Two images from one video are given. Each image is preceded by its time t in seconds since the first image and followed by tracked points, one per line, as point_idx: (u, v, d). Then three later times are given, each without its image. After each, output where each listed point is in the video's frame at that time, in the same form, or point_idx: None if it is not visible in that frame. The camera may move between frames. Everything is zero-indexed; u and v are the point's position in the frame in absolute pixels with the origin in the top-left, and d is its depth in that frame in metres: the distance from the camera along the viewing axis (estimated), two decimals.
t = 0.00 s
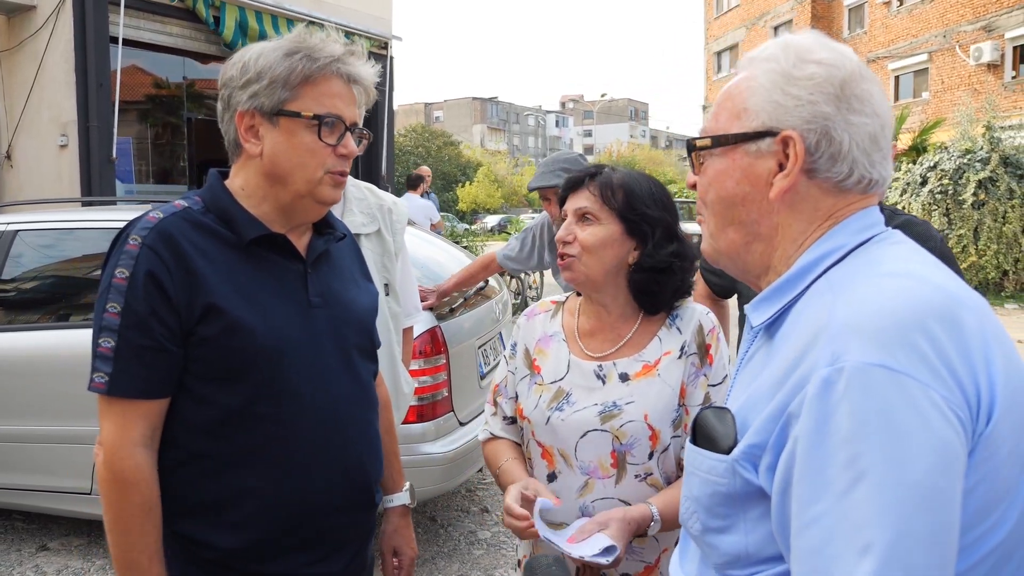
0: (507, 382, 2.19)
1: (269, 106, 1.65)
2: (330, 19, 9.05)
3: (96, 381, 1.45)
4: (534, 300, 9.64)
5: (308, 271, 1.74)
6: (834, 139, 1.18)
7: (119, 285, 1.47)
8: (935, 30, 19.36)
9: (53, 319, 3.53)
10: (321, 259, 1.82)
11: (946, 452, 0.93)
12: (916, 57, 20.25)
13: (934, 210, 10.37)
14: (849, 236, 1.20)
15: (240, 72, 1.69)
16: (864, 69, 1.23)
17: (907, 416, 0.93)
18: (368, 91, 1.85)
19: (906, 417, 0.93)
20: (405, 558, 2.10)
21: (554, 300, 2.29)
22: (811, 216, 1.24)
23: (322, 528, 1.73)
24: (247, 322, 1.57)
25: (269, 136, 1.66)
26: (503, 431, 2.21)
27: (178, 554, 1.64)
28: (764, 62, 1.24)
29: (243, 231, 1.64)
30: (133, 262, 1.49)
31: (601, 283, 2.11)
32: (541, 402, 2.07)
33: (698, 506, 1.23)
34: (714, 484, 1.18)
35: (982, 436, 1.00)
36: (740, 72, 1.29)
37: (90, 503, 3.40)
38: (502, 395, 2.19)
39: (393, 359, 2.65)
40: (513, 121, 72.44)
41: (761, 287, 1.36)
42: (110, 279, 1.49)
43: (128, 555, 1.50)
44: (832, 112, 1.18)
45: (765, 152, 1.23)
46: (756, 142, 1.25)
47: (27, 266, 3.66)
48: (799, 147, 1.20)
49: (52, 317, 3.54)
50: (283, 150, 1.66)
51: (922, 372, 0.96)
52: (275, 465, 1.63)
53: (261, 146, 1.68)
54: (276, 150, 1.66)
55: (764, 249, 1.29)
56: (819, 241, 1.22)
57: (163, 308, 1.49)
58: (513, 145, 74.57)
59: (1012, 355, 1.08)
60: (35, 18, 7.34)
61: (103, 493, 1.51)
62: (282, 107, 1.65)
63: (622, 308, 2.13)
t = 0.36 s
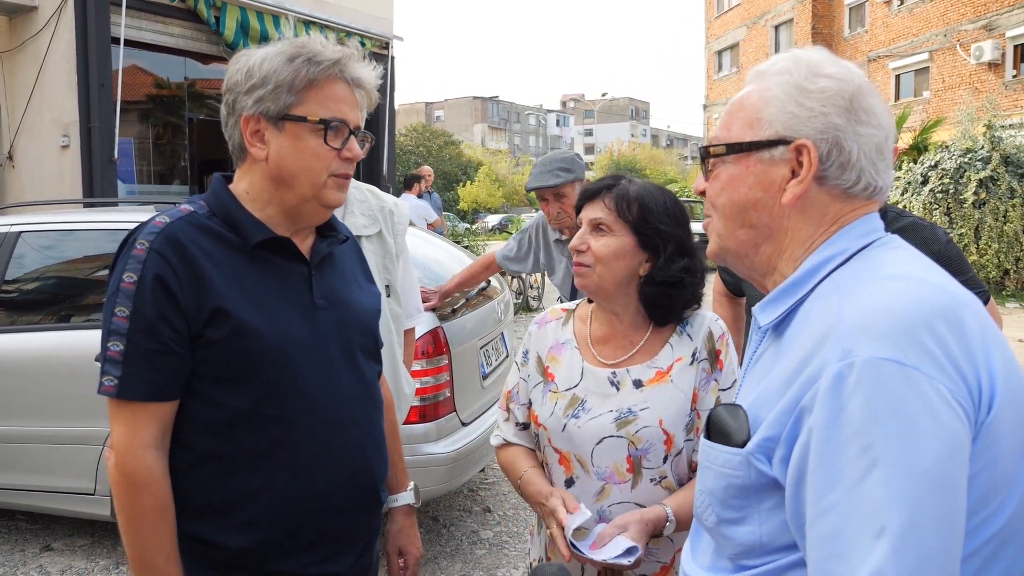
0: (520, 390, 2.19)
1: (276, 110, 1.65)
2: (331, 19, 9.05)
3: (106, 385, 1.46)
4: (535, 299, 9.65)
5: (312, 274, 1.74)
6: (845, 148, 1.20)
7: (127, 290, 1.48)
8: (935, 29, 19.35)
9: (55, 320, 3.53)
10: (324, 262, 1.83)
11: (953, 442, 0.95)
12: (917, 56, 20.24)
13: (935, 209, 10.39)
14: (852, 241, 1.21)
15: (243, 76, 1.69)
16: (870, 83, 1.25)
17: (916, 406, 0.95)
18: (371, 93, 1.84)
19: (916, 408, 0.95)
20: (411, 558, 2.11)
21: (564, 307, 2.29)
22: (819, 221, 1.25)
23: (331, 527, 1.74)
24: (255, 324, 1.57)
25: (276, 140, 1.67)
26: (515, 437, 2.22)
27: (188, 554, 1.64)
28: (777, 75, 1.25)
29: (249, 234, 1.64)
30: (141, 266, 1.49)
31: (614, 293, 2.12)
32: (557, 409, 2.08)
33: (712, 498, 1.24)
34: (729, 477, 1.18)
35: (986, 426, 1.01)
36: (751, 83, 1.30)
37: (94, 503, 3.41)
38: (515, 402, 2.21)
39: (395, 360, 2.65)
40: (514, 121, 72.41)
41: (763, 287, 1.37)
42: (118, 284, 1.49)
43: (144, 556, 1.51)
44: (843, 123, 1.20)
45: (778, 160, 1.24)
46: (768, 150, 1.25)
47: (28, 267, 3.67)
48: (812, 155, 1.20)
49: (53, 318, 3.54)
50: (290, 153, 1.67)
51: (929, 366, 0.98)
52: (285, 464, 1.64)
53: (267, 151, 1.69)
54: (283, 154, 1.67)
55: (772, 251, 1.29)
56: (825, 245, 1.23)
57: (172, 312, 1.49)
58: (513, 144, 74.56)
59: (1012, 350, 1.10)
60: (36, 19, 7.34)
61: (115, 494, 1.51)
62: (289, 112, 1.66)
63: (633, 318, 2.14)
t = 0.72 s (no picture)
0: (533, 392, 2.19)
1: (281, 115, 1.65)
2: (332, 20, 9.06)
3: (114, 389, 1.46)
4: (537, 300, 9.66)
5: (317, 277, 1.74)
6: (844, 152, 1.20)
7: (135, 294, 1.48)
8: (937, 30, 19.35)
9: (56, 321, 3.54)
10: (329, 266, 1.83)
11: (938, 439, 0.95)
12: (918, 57, 20.24)
13: (937, 210, 10.40)
14: (849, 242, 1.21)
15: (249, 82, 1.69)
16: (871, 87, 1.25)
17: (900, 402, 0.96)
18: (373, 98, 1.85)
19: (900, 405, 0.96)
20: (414, 559, 2.11)
21: (575, 311, 2.29)
22: (819, 223, 1.25)
23: (336, 527, 1.74)
24: (261, 327, 1.58)
25: (280, 145, 1.67)
26: (529, 439, 2.22)
27: (194, 555, 1.65)
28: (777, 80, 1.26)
29: (254, 238, 1.65)
30: (149, 270, 1.50)
31: (626, 298, 2.13)
32: (570, 412, 2.09)
33: (707, 496, 1.25)
34: (723, 475, 1.20)
35: (973, 426, 1.01)
36: (754, 87, 1.30)
37: (96, 504, 3.41)
38: (529, 404, 2.20)
39: (397, 362, 2.66)
40: (515, 121, 72.43)
41: (766, 291, 1.37)
42: (126, 287, 1.49)
43: (156, 557, 1.51)
44: (842, 127, 1.20)
45: (779, 163, 1.24)
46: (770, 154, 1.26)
47: (30, 268, 3.67)
48: (812, 159, 1.21)
49: (55, 319, 3.55)
50: (293, 157, 1.67)
51: (914, 363, 0.98)
52: (290, 465, 1.64)
53: (273, 155, 1.68)
54: (287, 157, 1.67)
55: (774, 254, 1.29)
56: (822, 247, 1.23)
57: (179, 315, 1.50)
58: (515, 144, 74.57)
59: (1005, 349, 1.10)
60: (38, 19, 7.36)
61: (125, 496, 1.52)
62: (294, 116, 1.66)
63: (644, 324, 2.15)
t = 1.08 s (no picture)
0: (540, 389, 2.19)
1: (284, 118, 1.66)
2: (331, 21, 9.05)
3: (120, 390, 1.46)
4: (535, 300, 9.68)
5: (322, 279, 1.74)
6: (887, 161, 1.20)
7: (141, 296, 1.48)
8: (934, 31, 19.38)
9: (55, 321, 3.53)
10: (334, 268, 1.82)
11: (962, 476, 0.96)
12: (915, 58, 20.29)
13: (934, 211, 10.45)
14: (881, 254, 1.22)
15: (253, 85, 1.70)
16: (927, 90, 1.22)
17: (926, 436, 0.96)
18: (378, 101, 1.85)
19: (925, 441, 0.96)
20: (420, 559, 2.10)
21: (582, 312, 2.29)
22: (851, 230, 1.26)
23: (341, 528, 1.74)
24: (266, 328, 1.58)
25: (284, 147, 1.68)
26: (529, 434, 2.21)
27: (200, 556, 1.65)
28: (823, 75, 1.23)
29: (259, 240, 1.65)
30: (155, 273, 1.50)
31: (634, 300, 2.14)
32: (578, 411, 2.09)
33: (713, 503, 1.26)
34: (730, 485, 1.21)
35: (998, 462, 1.01)
36: (797, 73, 1.29)
37: (95, 505, 3.41)
38: (535, 401, 2.19)
39: (399, 364, 2.65)
40: (513, 122, 72.46)
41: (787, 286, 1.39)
42: (132, 290, 1.49)
43: (158, 558, 1.51)
44: (888, 135, 1.19)
45: (815, 166, 1.24)
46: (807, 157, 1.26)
47: (29, 269, 3.67)
48: (851, 167, 1.21)
49: (54, 320, 3.54)
50: (297, 160, 1.67)
51: (941, 396, 0.98)
52: (296, 466, 1.64)
53: (276, 158, 1.69)
54: (291, 160, 1.67)
55: (803, 255, 1.31)
56: (856, 255, 1.25)
57: (185, 317, 1.50)
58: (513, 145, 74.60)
59: None
60: (37, 20, 7.35)
61: (128, 496, 1.52)
62: (297, 120, 1.67)
63: (651, 326, 2.17)
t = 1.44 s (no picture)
0: (542, 392, 2.23)
1: (286, 121, 1.66)
2: (331, 22, 9.06)
3: (118, 389, 1.45)
4: (535, 301, 9.68)
5: (323, 281, 1.74)
6: (890, 162, 1.19)
7: (141, 296, 1.48)
8: (933, 32, 19.41)
9: (54, 324, 3.53)
10: (336, 270, 1.82)
11: (980, 489, 0.96)
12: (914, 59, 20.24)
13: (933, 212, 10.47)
14: (889, 257, 1.23)
15: (258, 88, 1.70)
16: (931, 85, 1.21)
17: (942, 449, 0.97)
18: (382, 104, 1.84)
19: (942, 453, 0.96)
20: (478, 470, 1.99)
21: (585, 313, 2.32)
22: (855, 233, 1.26)
23: (343, 529, 1.74)
24: (268, 330, 1.58)
25: (286, 150, 1.68)
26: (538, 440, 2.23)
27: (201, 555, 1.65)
28: (823, 73, 1.23)
29: (261, 242, 1.65)
30: (155, 274, 1.50)
31: (643, 298, 2.17)
32: (583, 409, 2.10)
33: (715, 513, 1.27)
34: (735, 495, 1.22)
35: (1014, 472, 1.02)
36: (797, 72, 1.29)
37: (95, 506, 3.41)
38: (538, 403, 2.23)
39: (400, 366, 2.65)
40: (512, 123, 72.51)
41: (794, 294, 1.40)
42: (133, 290, 1.49)
43: (185, 528, 1.46)
44: (892, 135, 1.19)
45: (817, 168, 1.24)
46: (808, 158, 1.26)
47: (28, 271, 3.67)
48: (853, 168, 1.21)
49: (53, 322, 3.54)
50: (300, 163, 1.67)
51: (958, 407, 0.98)
52: (298, 468, 1.64)
53: (278, 160, 1.69)
54: (292, 164, 1.68)
55: (809, 258, 1.31)
56: (861, 259, 1.25)
57: (185, 317, 1.50)
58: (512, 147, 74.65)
59: None
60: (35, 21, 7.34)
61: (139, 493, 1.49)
62: (300, 123, 1.67)
63: (657, 325, 2.20)
